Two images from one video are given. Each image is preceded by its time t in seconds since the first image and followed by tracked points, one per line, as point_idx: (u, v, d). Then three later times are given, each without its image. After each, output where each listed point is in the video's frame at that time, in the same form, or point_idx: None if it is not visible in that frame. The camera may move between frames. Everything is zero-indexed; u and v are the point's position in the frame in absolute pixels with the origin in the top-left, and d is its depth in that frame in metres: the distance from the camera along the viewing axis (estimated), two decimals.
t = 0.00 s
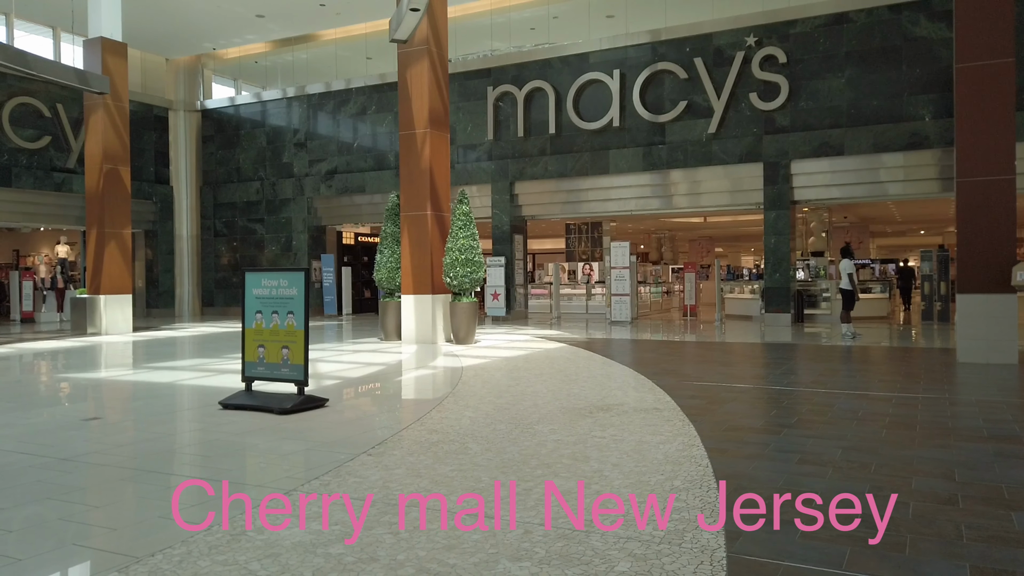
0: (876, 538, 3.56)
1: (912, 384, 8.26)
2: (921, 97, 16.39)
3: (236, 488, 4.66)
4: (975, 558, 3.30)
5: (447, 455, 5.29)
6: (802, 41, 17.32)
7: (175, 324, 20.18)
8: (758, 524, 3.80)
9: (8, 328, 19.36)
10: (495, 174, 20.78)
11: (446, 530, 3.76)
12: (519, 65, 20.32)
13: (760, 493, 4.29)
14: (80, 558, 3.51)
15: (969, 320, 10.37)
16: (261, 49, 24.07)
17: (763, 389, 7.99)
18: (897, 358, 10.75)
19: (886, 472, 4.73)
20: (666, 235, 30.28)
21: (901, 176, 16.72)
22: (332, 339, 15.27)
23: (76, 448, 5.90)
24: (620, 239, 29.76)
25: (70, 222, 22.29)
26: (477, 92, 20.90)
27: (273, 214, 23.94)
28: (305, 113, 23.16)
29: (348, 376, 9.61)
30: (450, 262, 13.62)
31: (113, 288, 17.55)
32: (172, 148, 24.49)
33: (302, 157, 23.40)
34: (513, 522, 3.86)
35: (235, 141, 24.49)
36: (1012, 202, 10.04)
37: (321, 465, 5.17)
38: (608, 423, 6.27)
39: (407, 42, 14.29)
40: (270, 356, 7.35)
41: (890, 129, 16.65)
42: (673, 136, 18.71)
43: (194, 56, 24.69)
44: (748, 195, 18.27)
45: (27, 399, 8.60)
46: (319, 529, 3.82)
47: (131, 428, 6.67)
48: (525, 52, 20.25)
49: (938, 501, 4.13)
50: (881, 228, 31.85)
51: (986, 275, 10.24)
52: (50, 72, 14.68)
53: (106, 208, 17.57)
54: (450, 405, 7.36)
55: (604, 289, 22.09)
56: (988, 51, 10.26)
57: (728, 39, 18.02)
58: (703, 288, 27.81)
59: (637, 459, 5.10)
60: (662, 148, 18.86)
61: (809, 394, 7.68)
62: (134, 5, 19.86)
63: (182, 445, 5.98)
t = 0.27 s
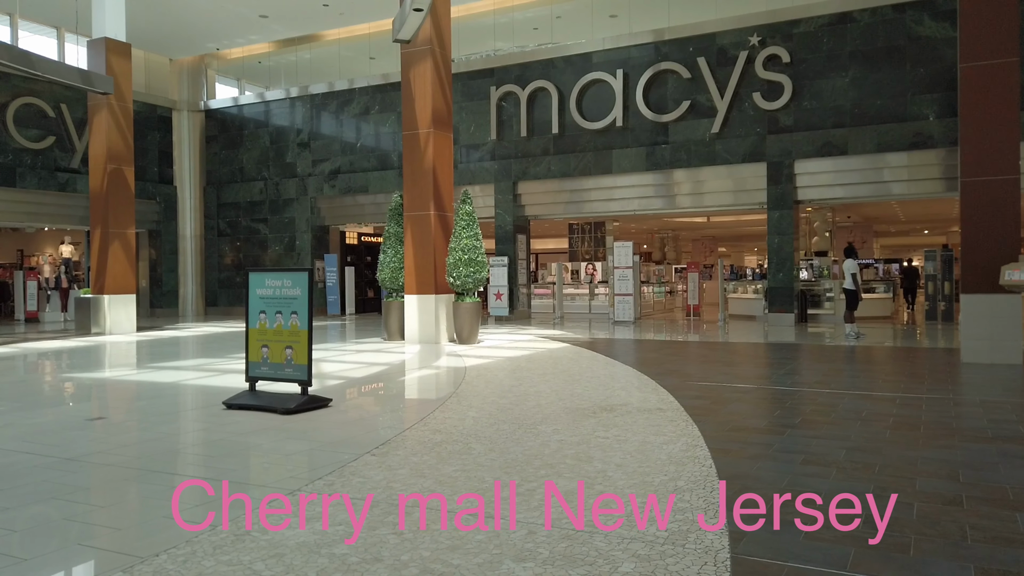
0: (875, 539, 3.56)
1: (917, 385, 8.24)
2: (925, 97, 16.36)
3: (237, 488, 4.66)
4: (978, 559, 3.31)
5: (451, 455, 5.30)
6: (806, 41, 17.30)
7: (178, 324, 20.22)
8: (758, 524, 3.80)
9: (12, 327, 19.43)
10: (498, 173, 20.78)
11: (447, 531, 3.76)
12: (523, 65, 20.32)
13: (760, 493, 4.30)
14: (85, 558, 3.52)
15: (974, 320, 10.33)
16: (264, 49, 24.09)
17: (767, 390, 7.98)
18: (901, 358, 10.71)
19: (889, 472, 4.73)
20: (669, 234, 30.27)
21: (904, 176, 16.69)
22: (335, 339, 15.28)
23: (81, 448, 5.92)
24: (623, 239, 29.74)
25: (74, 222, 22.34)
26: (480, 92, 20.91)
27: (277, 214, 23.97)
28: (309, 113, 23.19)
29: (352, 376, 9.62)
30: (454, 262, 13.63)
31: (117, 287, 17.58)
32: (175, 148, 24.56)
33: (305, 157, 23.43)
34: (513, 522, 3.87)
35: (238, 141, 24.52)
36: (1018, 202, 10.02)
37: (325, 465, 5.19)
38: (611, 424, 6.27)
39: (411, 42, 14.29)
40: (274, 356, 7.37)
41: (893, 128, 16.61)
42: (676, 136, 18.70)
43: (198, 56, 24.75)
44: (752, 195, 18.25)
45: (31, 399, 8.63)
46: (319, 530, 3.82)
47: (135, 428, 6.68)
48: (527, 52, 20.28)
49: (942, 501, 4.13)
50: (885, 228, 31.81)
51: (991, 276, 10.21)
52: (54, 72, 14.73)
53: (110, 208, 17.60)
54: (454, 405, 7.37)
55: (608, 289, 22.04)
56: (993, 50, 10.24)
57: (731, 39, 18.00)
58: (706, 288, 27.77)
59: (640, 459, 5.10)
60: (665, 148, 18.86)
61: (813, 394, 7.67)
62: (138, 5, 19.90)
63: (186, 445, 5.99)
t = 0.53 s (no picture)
0: (875, 538, 3.55)
1: (924, 384, 8.21)
2: (932, 95, 16.29)
3: (237, 488, 4.64)
4: (987, 558, 3.29)
5: (458, 454, 5.30)
6: (812, 39, 17.26)
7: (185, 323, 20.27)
8: (758, 524, 3.78)
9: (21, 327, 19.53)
10: (503, 173, 20.78)
11: (446, 531, 3.75)
12: (528, 64, 20.31)
13: (761, 493, 4.28)
14: (94, 556, 3.53)
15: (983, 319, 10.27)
16: (270, 49, 24.13)
17: (773, 389, 7.96)
18: (907, 357, 10.66)
19: (897, 471, 4.71)
20: (675, 233, 30.20)
21: (912, 174, 16.63)
22: (342, 338, 15.30)
23: (89, 446, 5.95)
24: (629, 238, 29.67)
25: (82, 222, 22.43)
26: (485, 91, 20.90)
27: (283, 214, 24.02)
28: (314, 113, 23.22)
29: (358, 375, 9.62)
30: (459, 262, 13.63)
31: (125, 287, 17.63)
32: (182, 148, 24.65)
33: (311, 157, 23.46)
34: (513, 522, 3.85)
35: (244, 141, 24.56)
36: None
37: (332, 463, 5.20)
38: (618, 423, 6.26)
39: (416, 42, 14.29)
40: (281, 355, 7.38)
41: (900, 127, 16.55)
42: (681, 135, 18.67)
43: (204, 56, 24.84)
44: (758, 194, 18.21)
45: (39, 397, 8.67)
46: (318, 529, 3.80)
47: (142, 426, 6.71)
48: (533, 51, 20.31)
49: (951, 500, 4.11)
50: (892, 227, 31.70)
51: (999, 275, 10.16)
52: (62, 72, 14.79)
53: (118, 208, 17.67)
54: (460, 404, 7.36)
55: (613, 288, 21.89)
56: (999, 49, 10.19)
57: (737, 38, 17.96)
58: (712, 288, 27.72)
59: (647, 458, 5.09)
60: (671, 147, 18.82)
61: (819, 393, 7.64)
62: (145, 6, 19.97)
63: (193, 443, 6.01)
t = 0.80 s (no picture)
0: (874, 538, 3.54)
1: (946, 385, 8.12)
2: (954, 93, 16.09)
3: (235, 489, 4.65)
4: (1012, 561, 3.25)
5: (475, 453, 5.31)
6: (831, 37, 17.12)
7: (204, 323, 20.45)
8: (758, 525, 3.77)
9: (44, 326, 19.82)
10: (520, 173, 20.78)
11: (445, 530, 3.75)
12: (544, 64, 20.31)
13: (759, 494, 4.26)
14: (114, 553, 3.56)
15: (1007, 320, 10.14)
16: (287, 50, 24.23)
17: (793, 389, 7.90)
18: (929, 358, 10.55)
19: (920, 473, 4.66)
20: (692, 233, 30.08)
21: (933, 173, 16.46)
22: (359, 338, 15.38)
23: (112, 444, 6.02)
24: (646, 238, 29.58)
25: (103, 223, 22.70)
26: (502, 91, 20.92)
27: (301, 215, 24.17)
28: (332, 114, 23.35)
29: (377, 375, 9.68)
30: (476, 262, 13.65)
31: (145, 287, 17.82)
32: (201, 150, 24.88)
33: (328, 158, 23.60)
34: (512, 522, 3.85)
35: (263, 142, 24.74)
36: None
37: (351, 462, 5.23)
38: (636, 423, 6.25)
39: (433, 42, 14.33)
40: (300, 354, 7.44)
41: (921, 125, 16.37)
42: (699, 134, 18.58)
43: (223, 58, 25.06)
44: (776, 193, 18.09)
45: (63, 396, 8.80)
46: (316, 530, 3.81)
47: (163, 424, 6.78)
48: (549, 51, 20.21)
49: (974, 502, 4.06)
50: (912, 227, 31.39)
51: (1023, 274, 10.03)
52: (84, 75, 14.99)
53: (138, 209, 17.87)
54: (478, 404, 7.38)
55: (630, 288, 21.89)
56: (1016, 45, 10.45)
57: (755, 36, 17.85)
58: (730, 288, 27.56)
59: (665, 458, 5.07)
60: (688, 146, 18.74)
61: (840, 394, 7.58)
62: (165, 8, 20.19)
63: (212, 441, 6.07)
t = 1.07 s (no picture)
0: (874, 538, 3.51)
1: (961, 385, 8.04)
2: (969, 91, 15.94)
3: (236, 489, 4.63)
4: None
5: (486, 452, 5.29)
6: (844, 35, 16.99)
7: (216, 322, 20.53)
8: (757, 524, 3.74)
9: (58, 325, 19.95)
10: (530, 172, 20.75)
11: (444, 530, 3.72)
12: (555, 64, 20.27)
13: (759, 493, 4.23)
14: (124, 551, 3.56)
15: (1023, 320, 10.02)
16: (299, 50, 24.31)
17: (805, 389, 7.84)
18: (943, 358, 10.46)
19: (935, 474, 4.60)
20: (703, 232, 29.95)
21: (947, 172, 16.31)
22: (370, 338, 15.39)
23: (123, 442, 6.04)
24: (656, 237, 29.47)
25: (116, 223, 22.85)
26: (513, 91, 20.88)
27: (312, 214, 24.23)
28: (343, 114, 23.40)
29: (387, 374, 9.68)
30: (487, 261, 13.62)
31: (157, 287, 17.91)
32: (213, 150, 25.00)
33: (339, 157, 23.64)
34: (512, 522, 3.82)
35: (274, 142, 24.82)
36: None
37: (361, 461, 5.22)
38: (647, 423, 6.20)
39: (444, 41, 14.32)
40: (311, 353, 7.44)
41: (935, 124, 16.22)
42: (711, 133, 18.48)
43: (235, 59, 25.17)
44: (789, 192, 17.97)
45: (75, 394, 8.84)
46: (316, 530, 3.78)
47: (175, 423, 6.80)
48: (560, 49, 20.16)
49: (991, 504, 4.00)
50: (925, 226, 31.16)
51: None
52: (98, 76, 15.09)
53: (151, 209, 17.97)
54: (488, 404, 7.35)
55: (641, 288, 21.82)
56: None
57: (767, 34, 17.75)
58: (742, 288, 27.43)
59: (677, 458, 5.03)
60: (700, 145, 18.64)
61: (853, 394, 7.51)
62: (178, 9, 20.30)
63: (223, 440, 6.07)
